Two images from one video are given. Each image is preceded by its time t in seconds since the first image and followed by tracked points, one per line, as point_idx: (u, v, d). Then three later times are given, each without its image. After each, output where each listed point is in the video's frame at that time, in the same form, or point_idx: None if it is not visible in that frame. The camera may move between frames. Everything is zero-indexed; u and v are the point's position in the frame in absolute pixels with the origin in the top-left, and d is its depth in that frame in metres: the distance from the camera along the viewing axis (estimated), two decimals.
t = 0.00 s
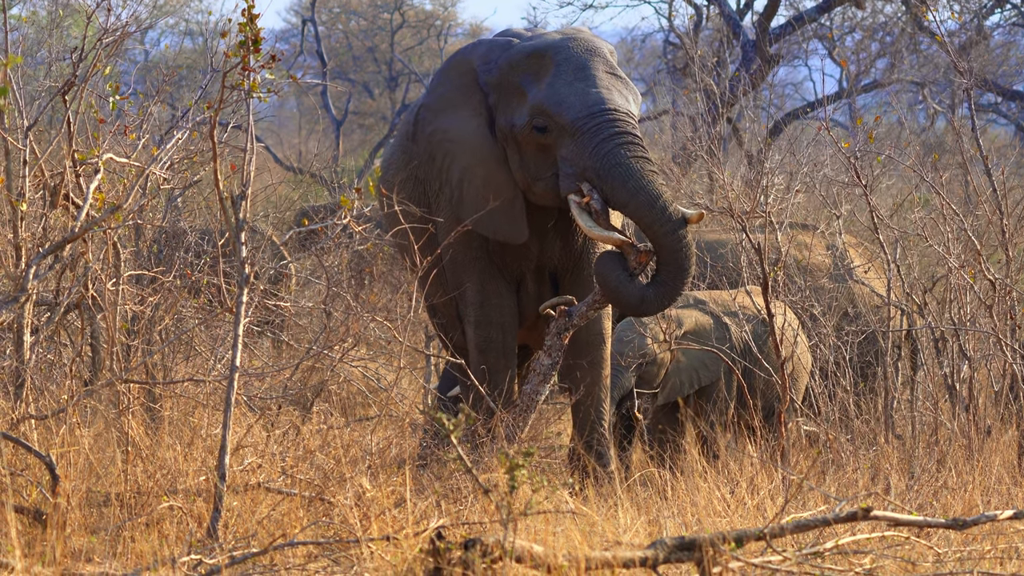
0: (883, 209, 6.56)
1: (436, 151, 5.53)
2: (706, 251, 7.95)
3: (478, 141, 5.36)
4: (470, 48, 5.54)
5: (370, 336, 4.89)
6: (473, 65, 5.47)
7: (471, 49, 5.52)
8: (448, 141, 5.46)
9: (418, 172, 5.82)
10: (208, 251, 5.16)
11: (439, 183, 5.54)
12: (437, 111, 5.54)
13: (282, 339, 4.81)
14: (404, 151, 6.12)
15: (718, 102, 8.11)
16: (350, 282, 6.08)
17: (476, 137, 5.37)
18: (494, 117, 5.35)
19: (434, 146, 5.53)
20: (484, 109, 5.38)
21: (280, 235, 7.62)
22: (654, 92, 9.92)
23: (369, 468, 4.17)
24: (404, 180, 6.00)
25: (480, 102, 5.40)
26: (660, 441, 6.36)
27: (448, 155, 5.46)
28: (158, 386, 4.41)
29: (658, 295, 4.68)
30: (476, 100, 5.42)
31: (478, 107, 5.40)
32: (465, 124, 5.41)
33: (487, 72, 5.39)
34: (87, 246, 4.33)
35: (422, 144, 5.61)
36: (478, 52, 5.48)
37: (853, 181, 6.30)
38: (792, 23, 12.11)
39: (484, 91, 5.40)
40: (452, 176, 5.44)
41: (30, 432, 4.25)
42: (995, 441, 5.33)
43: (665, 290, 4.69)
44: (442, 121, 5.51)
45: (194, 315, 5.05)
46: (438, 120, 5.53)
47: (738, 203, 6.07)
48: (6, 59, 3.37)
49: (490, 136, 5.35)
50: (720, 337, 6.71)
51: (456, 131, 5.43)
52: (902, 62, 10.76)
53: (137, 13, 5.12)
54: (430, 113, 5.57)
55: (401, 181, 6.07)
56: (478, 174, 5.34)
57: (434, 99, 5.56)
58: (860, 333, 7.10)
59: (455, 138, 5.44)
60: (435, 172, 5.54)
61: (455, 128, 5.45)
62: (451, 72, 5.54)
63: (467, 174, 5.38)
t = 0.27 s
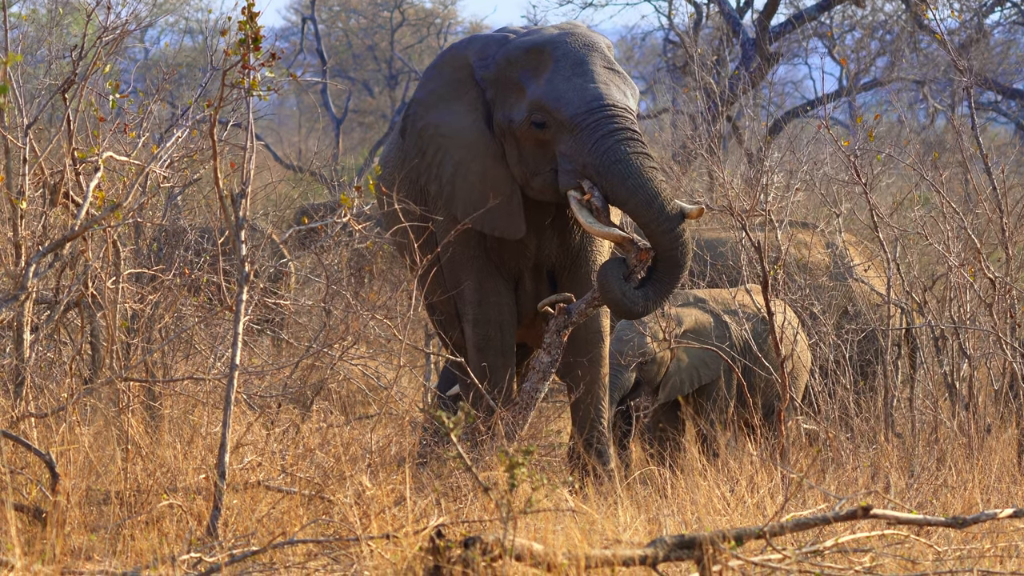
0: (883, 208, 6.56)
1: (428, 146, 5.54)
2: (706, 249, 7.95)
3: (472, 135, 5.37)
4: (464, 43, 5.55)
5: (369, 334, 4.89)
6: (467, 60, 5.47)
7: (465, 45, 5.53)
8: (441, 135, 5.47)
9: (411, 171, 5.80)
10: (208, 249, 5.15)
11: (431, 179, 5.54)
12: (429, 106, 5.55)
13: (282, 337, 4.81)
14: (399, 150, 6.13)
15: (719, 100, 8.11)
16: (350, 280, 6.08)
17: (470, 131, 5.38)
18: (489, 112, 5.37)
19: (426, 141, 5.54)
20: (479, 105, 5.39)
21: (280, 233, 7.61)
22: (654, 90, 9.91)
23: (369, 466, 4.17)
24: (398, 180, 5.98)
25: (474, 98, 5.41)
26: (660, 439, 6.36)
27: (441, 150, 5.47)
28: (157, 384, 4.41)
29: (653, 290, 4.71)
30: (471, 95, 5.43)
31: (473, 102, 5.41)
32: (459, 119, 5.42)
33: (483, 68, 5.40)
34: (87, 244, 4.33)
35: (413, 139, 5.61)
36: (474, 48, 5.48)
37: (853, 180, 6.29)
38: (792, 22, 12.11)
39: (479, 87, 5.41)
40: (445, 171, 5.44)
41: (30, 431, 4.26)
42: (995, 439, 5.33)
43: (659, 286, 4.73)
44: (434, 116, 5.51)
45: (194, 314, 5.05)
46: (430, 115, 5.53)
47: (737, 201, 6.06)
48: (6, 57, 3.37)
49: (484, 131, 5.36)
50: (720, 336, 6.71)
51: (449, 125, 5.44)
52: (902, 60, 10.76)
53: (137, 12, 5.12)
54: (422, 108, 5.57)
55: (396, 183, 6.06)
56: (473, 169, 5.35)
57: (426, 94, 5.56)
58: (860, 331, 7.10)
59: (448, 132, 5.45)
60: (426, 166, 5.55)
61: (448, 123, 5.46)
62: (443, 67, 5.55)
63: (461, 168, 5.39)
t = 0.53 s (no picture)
0: (882, 206, 6.56)
1: (422, 145, 5.52)
2: (706, 248, 7.96)
3: (467, 133, 5.37)
4: (458, 41, 5.53)
5: (368, 333, 4.89)
6: (460, 58, 5.46)
7: (459, 42, 5.51)
8: (436, 134, 5.46)
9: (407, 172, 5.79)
10: (207, 248, 5.15)
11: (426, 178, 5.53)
12: (423, 105, 5.53)
13: (282, 336, 4.81)
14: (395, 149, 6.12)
15: (718, 99, 8.11)
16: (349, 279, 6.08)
17: (465, 129, 5.37)
18: (485, 109, 5.36)
19: (420, 140, 5.53)
20: (474, 101, 5.38)
21: (280, 232, 7.62)
22: (653, 89, 9.91)
23: (368, 465, 4.17)
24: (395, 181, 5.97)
25: (468, 95, 5.40)
26: (660, 438, 6.37)
27: (435, 149, 5.46)
28: (157, 383, 4.41)
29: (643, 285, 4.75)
30: (465, 93, 5.42)
31: (468, 99, 5.39)
32: (453, 117, 5.41)
33: (478, 64, 5.39)
34: (86, 243, 4.34)
35: (407, 138, 5.60)
36: (468, 45, 5.47)
37: (853, 179, 6.29)
38: (791, 21, 12.11)
39: (473, 84, 5.40)
40: (440, 169, 5.44)
41: (29, 430, 4.26)
42: (995, 438, 5.33)
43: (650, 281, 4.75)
44: (428, 115, 5.50)
45: (194, 312, 5.05)
46: (424, 113, 5.52)
47: (737, 200, 6.06)
48: (6, 56, 3.37)
49: (478, 128, 5.35)
50: (720, 334, 6.72)
51: (443, 124, 5.43)
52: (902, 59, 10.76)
53: (136, 10, 5.10)
54: (415, 107, 5.56)
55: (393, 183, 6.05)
56: (469, 167, 5.34)
57: (420, 92, 5.55)
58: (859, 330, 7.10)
59: (442, 131, 5.44)
60: (420, 165, 5.54)
61: (442, 122, 5.44)
62: (436, 65, 5.53)
63: (456, 166, 5.38)
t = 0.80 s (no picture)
0: (881, 204, 6.56)
1: (419, 138, 5.54)
2: (704, 246, 7.96)
3: (461, 127, 5.37)
4: (455, 35, 5.54)
5: (367, 330, 4.89)
6: (457, 52, 5.47)
7: (456, 36, 5.53)
8: (433, 127, 5.47)
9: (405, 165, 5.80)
10: (206, 245, 5.15)
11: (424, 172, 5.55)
12: (420, 97, 5.54)
13: (280, 334, 4.80)
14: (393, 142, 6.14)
15: (717, 97, 8.10)
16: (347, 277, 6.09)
17: (460, 123, 5.38)
18: (479, 103, 5.37)
19: (417, 133, 5.54)
20: (469, 96, 5.39)
21: (279, 230, 7.62)
22: (652, 88, 9.90)
23: (367, 463, 4.17)
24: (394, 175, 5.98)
25: (464, 89, 5.41)
26: (659, 436, 6.38)
27: (432, 142, 5.48)
28: (156, 381, 4.41)
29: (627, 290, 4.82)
30: (461, 87, 5.43)
31: (465, 93, 5.40)
32: (450, 110, 5.43)
33: (474, 59, 5.40)
34: (85, 241, 4.34)
35: (405, 131, 5.61)
36: (465, 39, 5.48)
37: (851, 177, 6.29)
38: (790, 19, 12.11)
39: (469, 77, 5.41)
40: (437, 163, 5.45)
41: (28, 427, 4.26)
42: (994, 436, 5.33)
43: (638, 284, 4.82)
44: (424, 108, 5.51)
45: (192, 310, 5.05)
46: (420, 107, 5.53)
47: (735, 198, 6.06)
48: (4, 54, 3.36)
49: (474, 122, 5.36)
50: (719, 332, 6.72)
51: (440, 117, 5.45)
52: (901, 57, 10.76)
53: (135, 8, 5.10)
54: (412, 100, 5.57)
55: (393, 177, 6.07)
56: (465, 161, 5.35)
57: (417, 86, 5.56)
58: (858, 328, 7.10)
59: (439, 124, 5.45)
60: (418, 158, 5.55)
61: (438, 115, 5.46)
62: (433, 58, 5.54)
63: (452, 159, 5.39)
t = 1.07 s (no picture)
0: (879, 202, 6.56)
1: (416, 124, 5.57)
2: (702, 244, 7.96)
3: (455, 117, 5.42)
4: (458, 24, 5.58)
5: (364, 328, 4.89)
6: (457, 42, 5.52)
7: (458, 26, 5.57)
8: (428, 115, 5.51)
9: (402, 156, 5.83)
10: (204, 243, 5.15)
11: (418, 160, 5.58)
12: (418, 85, 5.58)
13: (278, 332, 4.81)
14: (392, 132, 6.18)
15: (715, 95, 8.10)
16: (345, 275, 6.08)
17: (454, 113, 5.43)
18: (475, 95, 5.43)
19: (415, 119, 5.58)
20: (466, 87, 5.45)
21: (277, 228, 7.62)
22: (650, 85, 9.90)
23: (365, 461, 4.17)
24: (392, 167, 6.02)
25: (462, 79, 5.47)
26: (657, 434, 6.37)
27: (427, 129, 5.51)
28: (154, 379, 4.41)
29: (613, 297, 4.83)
30: (459, 78, 5.49)
31: (460, 84, 5.47)
32: (447, 99, 5.46)
33: (473, 50, 5.44)
34: (83, 239, 4.33)
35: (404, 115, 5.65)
36: (466, 29, 5.53)
37: (850, 175, 6.29)
38: (788, 17, 12.11)
39: (467, 67, 5.46)
40: (429, 148, 5.48)
41: (26, 425, 4.26)
42: (991, 434, 5.34)
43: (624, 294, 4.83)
44: (422, 95, 5.55)
45: (190, 308, 5.05)
46: (418, 93, 5.58)
47: (733, 196, 6.06)
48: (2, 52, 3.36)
49: (467, 113, 5.42)
50: (717, 330, 6.71)
51: (437, 105, 5.48)
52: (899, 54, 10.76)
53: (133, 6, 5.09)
54: (411, 86, 5.60)
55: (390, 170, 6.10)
56: (455, 150, 5.40)
57: (417, 73, 5.60)
58: (856, 325, 7.10)
59: (433, 112, 5.48)
60: (415, 143, 5.58)
61: (434, 103, 5.49)
62: (435, 45, 5.59)
63: (444, 147, 5.43)
